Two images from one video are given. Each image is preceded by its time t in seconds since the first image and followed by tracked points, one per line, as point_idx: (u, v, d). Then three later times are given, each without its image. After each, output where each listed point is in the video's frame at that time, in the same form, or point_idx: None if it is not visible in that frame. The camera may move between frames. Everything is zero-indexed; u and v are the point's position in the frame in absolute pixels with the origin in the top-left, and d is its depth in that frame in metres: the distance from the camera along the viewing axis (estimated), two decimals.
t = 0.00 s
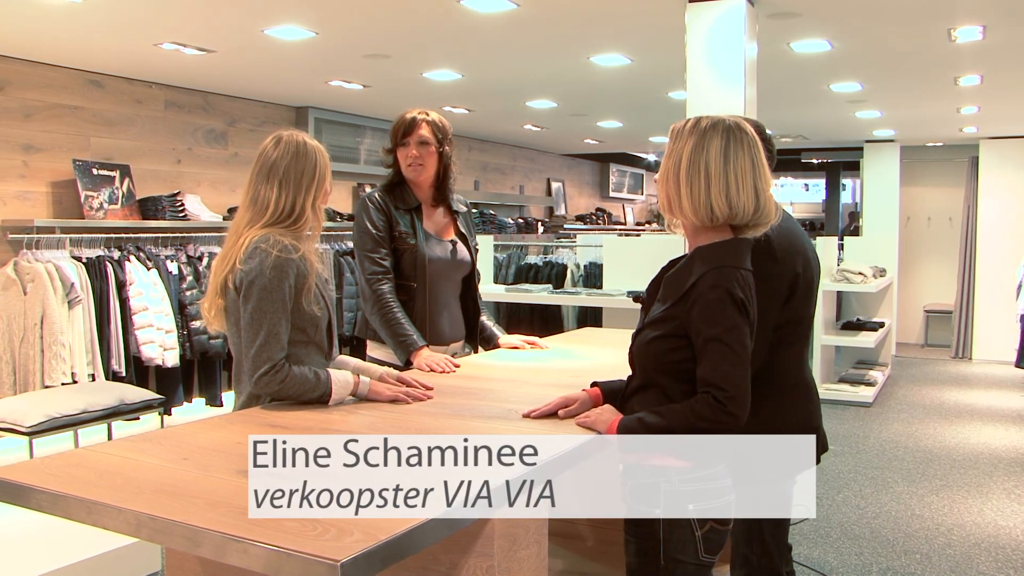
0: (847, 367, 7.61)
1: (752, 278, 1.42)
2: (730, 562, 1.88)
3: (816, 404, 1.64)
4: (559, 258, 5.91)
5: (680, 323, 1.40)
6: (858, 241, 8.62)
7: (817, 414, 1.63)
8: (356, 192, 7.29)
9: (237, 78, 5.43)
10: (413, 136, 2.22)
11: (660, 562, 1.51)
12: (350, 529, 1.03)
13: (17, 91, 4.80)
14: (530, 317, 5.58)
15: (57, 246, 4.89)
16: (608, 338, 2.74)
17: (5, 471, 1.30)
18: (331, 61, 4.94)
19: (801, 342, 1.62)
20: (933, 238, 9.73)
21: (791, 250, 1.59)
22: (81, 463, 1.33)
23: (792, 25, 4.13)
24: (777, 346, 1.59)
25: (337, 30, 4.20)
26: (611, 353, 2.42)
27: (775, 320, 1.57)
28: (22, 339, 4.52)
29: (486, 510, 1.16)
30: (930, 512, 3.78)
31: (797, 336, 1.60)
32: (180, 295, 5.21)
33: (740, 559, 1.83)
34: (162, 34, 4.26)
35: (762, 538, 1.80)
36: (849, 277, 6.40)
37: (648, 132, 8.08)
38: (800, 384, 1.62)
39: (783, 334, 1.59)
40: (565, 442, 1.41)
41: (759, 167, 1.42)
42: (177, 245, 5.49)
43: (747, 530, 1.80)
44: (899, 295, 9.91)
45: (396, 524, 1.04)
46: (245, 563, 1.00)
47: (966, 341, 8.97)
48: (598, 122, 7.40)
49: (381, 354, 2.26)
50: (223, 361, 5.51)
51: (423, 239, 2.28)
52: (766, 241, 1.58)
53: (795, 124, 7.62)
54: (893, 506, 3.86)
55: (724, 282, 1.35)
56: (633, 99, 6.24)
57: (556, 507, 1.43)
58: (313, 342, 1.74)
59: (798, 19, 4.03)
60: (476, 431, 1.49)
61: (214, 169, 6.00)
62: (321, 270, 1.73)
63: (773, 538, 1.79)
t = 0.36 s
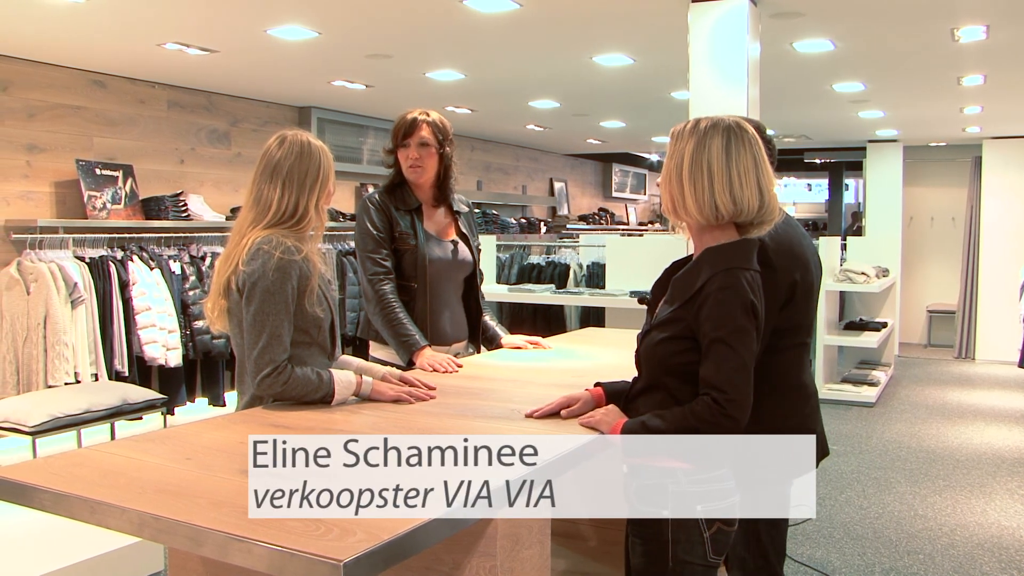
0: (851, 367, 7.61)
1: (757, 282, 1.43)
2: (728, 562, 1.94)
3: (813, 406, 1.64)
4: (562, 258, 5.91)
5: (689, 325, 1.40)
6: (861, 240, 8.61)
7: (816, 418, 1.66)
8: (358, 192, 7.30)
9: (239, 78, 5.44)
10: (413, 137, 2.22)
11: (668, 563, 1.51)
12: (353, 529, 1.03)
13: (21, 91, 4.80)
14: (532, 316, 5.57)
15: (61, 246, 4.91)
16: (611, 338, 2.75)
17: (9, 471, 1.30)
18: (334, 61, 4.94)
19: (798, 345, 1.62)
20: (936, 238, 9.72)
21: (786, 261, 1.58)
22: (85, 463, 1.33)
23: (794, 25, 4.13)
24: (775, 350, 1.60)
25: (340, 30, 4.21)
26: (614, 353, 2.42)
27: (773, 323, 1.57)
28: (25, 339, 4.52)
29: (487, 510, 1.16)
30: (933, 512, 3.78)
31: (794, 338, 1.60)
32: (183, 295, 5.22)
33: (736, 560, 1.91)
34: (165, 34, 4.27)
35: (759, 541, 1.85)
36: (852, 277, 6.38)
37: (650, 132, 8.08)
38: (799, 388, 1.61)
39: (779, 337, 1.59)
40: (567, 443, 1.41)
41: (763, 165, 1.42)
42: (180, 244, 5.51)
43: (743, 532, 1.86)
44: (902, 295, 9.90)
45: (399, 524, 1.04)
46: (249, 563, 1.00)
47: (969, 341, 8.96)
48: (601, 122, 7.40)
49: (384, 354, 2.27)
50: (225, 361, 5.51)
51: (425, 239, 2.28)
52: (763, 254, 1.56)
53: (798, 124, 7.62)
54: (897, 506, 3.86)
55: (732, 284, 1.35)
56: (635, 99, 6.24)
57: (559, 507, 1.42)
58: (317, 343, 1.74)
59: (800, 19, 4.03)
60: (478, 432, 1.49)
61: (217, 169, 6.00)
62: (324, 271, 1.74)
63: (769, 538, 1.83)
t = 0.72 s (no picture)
0: (853, 367, 7.60)
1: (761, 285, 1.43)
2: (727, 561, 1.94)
3: (813, 404, 1.69)
4: (565, 258, 5.91)
5: (692, 329, 1.40)
6: (864, 241, 8.60)
7: (815, 414, 1.69)
8: (361, 192, 7.30)
9: (242, 79, 5.44)
10: (417, 137, 2.22)
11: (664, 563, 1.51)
12: (355, 529, 1.03)
13: (24, 91, 4.81)
14: (535, 316, 5.57)
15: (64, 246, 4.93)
16: (614, 338, 2.74)
17: (13, 471, 1.30)
18: (336, 61, 4.95)
19: (802, 339, 1.66)
20: (939, 238, 9.70)
21: (796, 246, 1.65)
22: (88, 463, 1.33)
23: (797, 25, 4.12)
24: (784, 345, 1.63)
25: (343, 30, 4.21)
26: (617, 353, 2.42)
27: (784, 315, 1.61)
28: (28, 339, 4.53)
29: (487, 510, 1.16)
30: (936, 512, 3.78)
31: (799, 333, 1.64)
32: (186, 295, 5.21)
33: (737, 557, 1.90)
34: (167, 34, 4.27)
35: (760, 536, 1.85)
36: (854, 277, 6.37)
37: (653, 132, 8.07)
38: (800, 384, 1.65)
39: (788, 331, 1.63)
40: (568, 443, 1.40)
41: (767, 167, 1.42)
42: (183, 245, 5.50)
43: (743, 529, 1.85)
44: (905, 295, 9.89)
45: (401, 524, 1.04)
46: (252, 563, 1.00)
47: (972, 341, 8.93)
48: (603, 122, 7.40)
49: (386, 354, 2.27)
50: (228, 361, 5.52)
51: (428, 239, 2.28)
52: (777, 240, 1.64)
53: (800, 124, 7.61)
54: (900, 507, 3.85)
55: (736, 289, 1.35)
56: (637, 99, 6.24)
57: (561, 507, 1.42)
58: (319, 343, 1.74)
59: (803, 19, 4.02)
60: (481, 432, 1.49)
61: (220, 169, 6.01)
62: (327, 271, 1.74)
63: (769, 535, 1.84)
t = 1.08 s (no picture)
0: (855, 367, 7.59)
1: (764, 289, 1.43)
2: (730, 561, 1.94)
3: (814, 403, 1.73)
4: (567, 258, 5.92)
5: (695, 333, 1.40)
6: (866, 240, 8.60)
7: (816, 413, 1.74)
8: (363, 192, 7.30)
9: (244, 78, 5.44)
10: (419, 137, 2.22)
11: (669, 563, 1.50)
12: (358, 528, 1.03)
13: (26, 91, 4.81)
14: (537, 316, 5.57)
15: (66, 246, 4.93)
16: (616, 338, 2.74)
17: (15, 470, 1.30)
18: (339, 61, 4.95)
19: (803, 338, 1.71)
20: (941, 238, 9.70)
21: (798, 243, 1.71)
22: (90, 463, 1.33)
23: (799, 25, 4.13)
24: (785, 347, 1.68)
25: (345, 31, 4.21)
26: (619, 353, 2.41)
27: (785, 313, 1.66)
28: (31, 339, 4.54)
29: (489, 509, 1.16)
30: (938, 512, 3.78)
31: (801, 332, 1.69)
32: (188, 295, 5.21)
33: (739, 558, 1.90)
34: (170, 34, 4.27)
35: (761, 536, 1.86)
36: (857, 277, 6.37)
37: (655, 132, 8.07)
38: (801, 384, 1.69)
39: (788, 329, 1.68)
40: (569, 444, 1.40)
41: (768, 169, 1.42)
42: (185, 244, 5.51)
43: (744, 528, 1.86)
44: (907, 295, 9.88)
45: (403, 524, 1.04)
46: (254, 563, 1.00)
47: (974, 341, 8.91)
48: (606, 122, 7.40)
49: (388, 354, 2.27)
50: (230, 360, 5.52)
51: (429, 239, 2.28)
52: (778, 238, 1.70)
53: (803, 124, 7.61)
54: (902, 506, 3.86)
55: (739, 294, 1.35)
56: (639, 99, 6.24)
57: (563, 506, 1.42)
58: (320, 343, 1.74)
59: (806, 19, 4.03)
60: (482, 432, 1.49)
61: (222, 169, 6.01)
62: (326, 271, 1.74)
63: (770, 534, 1.85)
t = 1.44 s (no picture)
0: (858, 367, 7.59)
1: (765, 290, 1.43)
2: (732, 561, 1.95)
3: (814, 401, 1.77)
4: (570, 258, 5.92)
5: (695, 332, 1.40)
6: (868, 240, 8.59)
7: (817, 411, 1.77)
8: (366, 192, 7.30)
9: (247, 78, 5.44)
10: (421, 137, 2.22)
11: (672, 563, 1.50)
12: (360, 528, 1.03)
13: (29, 91, 4.82)
14: (539, 316, 5.58)
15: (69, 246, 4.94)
16: (618, 338, 2.74)
17: (19, 470, 1.30)
18: (341, 61, 4.95)
19: (804, 336, 1.75)
20: (944, 238, 9.69)
21: (799, 243, 1.74)
22: (93, 463, 1.34)
23: (801, 25, 4.12)
24: (788, 346, 1.74)
25: (348, 31, 4.21)
26: (622, 353, 2.41)
27: (786, 310, 1.71)
28: (34, 339, 4.55)
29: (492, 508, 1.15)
30: (941, 513, 3.77)
31: (801, 329, 1.73)
32: (191, 295, 5.22)
33: (740, 557, 1.90)
34: (172, 34, 4.27)
35: (763, 534, 1.86)
36: (860, 277, 6.36)
37: (657, 132, 8.07)
38: (801, 383, 1.75)
39: (789, 328, 1.73)
40: (571, 443, 1.40)
41: (770, 169, 1.43)
42: (188, 244, 5.52)
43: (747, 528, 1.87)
44: (909, 295, 9.87)
45: (406, 524, 1.04)
46: (257, 563, 1.00)
47: (977, 341, 8.89)
48: (608, 122, 7.40)
49: (391, 354, 2.27)
50: (233, 360, 5.52)
51: (432, 240, 2.28)
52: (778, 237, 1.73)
53: (805, 123, 7.61)
54: (905, 506, 3.85)
55: (737, 292, 1.35)
56: (642, 99, 6.24)
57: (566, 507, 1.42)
58: (323, 343, 1.74)
59: (808, 19, 4.02)
60: (487, 432, 1.49)
61: (225, 169, 6.02)
62: (328, 270, 1.74)
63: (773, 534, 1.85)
